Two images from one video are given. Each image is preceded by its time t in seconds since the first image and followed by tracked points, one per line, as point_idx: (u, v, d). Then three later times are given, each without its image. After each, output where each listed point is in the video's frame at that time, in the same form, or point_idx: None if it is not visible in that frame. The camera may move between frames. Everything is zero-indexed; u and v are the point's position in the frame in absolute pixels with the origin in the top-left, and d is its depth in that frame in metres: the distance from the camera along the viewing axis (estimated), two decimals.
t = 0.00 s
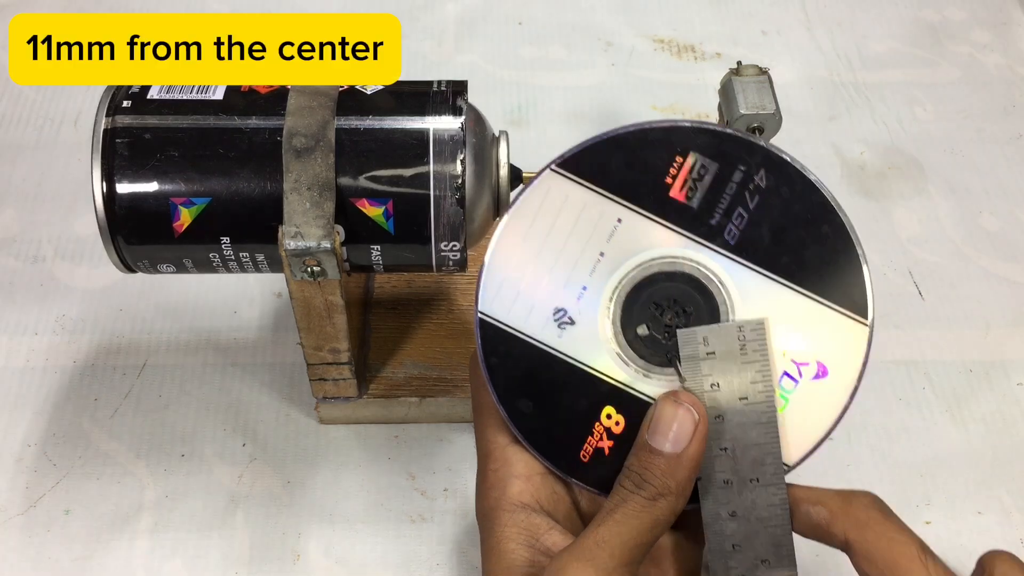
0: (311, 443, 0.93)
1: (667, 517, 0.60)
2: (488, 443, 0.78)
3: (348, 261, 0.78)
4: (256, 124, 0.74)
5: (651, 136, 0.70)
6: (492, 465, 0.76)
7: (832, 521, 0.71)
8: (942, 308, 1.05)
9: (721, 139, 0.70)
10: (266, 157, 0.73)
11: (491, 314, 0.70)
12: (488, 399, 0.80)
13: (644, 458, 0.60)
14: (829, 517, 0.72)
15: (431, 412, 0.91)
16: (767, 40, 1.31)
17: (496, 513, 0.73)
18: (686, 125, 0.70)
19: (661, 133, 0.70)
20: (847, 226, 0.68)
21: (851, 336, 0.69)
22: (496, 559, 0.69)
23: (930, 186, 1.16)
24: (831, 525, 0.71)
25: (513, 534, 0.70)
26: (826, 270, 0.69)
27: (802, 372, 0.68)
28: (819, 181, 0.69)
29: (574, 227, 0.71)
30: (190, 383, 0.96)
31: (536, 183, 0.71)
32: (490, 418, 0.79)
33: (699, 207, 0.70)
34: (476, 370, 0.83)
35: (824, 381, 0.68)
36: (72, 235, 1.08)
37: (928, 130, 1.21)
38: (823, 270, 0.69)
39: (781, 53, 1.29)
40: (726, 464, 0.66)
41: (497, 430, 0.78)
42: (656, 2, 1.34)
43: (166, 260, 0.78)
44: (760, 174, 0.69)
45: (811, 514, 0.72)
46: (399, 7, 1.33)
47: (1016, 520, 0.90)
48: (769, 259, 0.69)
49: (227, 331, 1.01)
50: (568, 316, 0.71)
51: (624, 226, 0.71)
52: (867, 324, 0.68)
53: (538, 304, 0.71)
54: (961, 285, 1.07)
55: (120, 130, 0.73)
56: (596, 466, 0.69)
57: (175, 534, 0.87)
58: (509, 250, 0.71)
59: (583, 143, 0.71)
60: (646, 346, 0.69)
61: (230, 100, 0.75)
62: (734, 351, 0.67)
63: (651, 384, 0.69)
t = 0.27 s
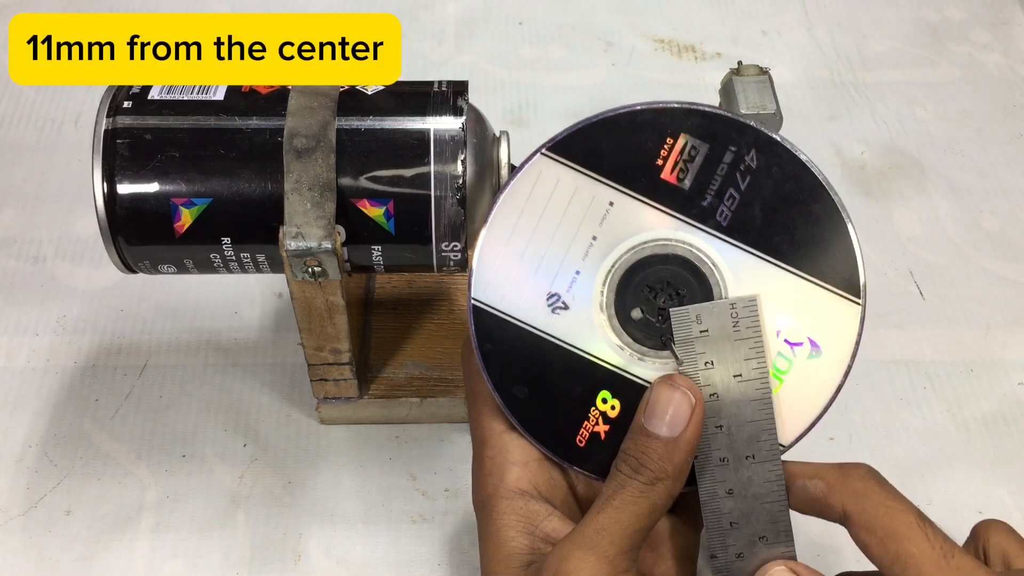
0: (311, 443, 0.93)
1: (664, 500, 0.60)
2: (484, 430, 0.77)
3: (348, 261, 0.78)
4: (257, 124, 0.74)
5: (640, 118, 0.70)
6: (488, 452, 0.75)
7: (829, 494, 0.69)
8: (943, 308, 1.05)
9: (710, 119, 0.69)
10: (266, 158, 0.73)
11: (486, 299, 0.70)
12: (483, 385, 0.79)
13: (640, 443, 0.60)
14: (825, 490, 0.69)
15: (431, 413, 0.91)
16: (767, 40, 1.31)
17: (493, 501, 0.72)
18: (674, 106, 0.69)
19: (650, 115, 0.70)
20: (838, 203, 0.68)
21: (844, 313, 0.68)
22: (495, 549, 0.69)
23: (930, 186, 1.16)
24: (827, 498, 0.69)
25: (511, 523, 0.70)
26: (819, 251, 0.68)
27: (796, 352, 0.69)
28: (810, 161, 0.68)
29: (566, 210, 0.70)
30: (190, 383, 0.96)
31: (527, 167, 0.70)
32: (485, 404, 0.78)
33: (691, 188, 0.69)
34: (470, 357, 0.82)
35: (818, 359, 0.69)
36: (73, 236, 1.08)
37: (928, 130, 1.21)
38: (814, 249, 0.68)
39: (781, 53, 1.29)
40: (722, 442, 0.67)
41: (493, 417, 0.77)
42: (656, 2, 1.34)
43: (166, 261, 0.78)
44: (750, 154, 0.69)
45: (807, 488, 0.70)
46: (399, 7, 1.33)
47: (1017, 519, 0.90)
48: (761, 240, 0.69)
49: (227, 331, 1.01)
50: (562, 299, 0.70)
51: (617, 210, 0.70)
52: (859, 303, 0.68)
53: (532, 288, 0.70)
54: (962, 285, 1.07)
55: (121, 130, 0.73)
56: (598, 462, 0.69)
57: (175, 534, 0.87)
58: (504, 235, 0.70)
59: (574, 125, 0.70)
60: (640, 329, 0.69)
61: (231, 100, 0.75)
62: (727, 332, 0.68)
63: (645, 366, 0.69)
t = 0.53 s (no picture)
0: (312, 444, 0.93)
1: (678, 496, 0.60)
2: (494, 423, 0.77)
3: (349, 262, 0.79)
4: (257, 124, 0.74)
5: (658, 111, 0.70)
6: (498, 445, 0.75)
7: (841, 492, 0.69)
8: (944, 308, 1.05)
9: (727, 113, 0.69)
10: (267, 158, 0.73)
11: (500, 291, 0.70)
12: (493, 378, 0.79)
13: (652, 439, 0.60)
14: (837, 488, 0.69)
15: (432, 413, 0.91)
16: (768, 40, 1.31)
17: (504, 494, 0.72)
18: (693, 99, 0.69)
19: (668, 108, 0.70)
20: (853, 203, 0.68)
21: (857, 309, 0.68)
22: (506, 544, 0.68)
23: (931, 186, 1.16)
24: (838, 496, 0.69)
25: (522, 517, 0.69)
26: (832, 250, 0.69)
27: (808, 348, 0.69)
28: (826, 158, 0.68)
29: (582, 203, 0.70)
30: (191, 384, 0.96)
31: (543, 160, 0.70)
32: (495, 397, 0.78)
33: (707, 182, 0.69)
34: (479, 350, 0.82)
35: (830, 356, 0.69)
36: (73, 236, 1.08)
37: (929, 130, 1.21)
38: (824, 248, 0.69)
39: (782, 53, 1.29)
40: (734, 439, 0.67)
41: (502, 409, 0.77)
42: (656, 2, 1.34)
43: (167, 261, 0.78)
44: (767, 149, 0.69)
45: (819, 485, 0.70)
46: (400, 7, 1.33)
47: (1019, 520, 0.90)
48: (775, 236, 0.69)
49: (228, 331, 1.01)
50: (575, 291, 0.70)
51: (632, 202, 0.70)
52: (873, 301, 0.68)
53: (546, 281, 0.70)
54: (962, 285, 1.07)
55: (122, 130, 0.73)
56: (599, 461, 0.69)
57: (176, 535, 0.87)
58: (518, 229, 0.70)
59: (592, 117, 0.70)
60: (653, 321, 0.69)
61: (231, 101, 0.75)
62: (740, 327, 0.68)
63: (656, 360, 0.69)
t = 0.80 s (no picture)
0: (310, 443, 0.93)
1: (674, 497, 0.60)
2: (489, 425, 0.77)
3: (347, 261, 0.79)
4: (255, 124, 0.74)
5: (654, 111, 0.70)
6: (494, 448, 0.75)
7: (839, 493, 0.69)
8: (942, 308, 1.05)
9: (724, 112, 0.69)
10: (265, 157, 0.73)
11: (497, 291, 0.70)
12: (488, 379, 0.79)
13: (648, 441, 0.60)
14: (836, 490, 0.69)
15: (430, 413, 0.91)
16: (767, 40, 1.31)
17: (499, 497, 0.72)
18: (689, 98, 0.69)
19: (665, 107, 0.70)
20: (851, 202, 0.68)
21: (855, 308, 0.68)
22: (502, 547, 0.68)
23: (929, 186, 1.16)
24: (837, 497, 0.69)
25: (518, 520, 0.69)
26: (831, 250, 0.69)
27: (806, 348, 0.69)
28: (823, 156, 0.68)
29: (578, 203, 0.71)
30: (189, 383, 0.96)
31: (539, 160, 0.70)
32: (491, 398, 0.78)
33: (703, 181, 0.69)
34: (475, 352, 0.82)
35: (828, 355, 0.69)
36: (71, 235, 1.08)
37: (927, 130, 1.21)
38: (822, 249, 0.69)
39: (781, 53, 1.29)
40: (731, 439, 0.67)
41: (498, 410, 0.77)
42: (655, 2, 1.34)
43: (164, 260, 0.78)
44: (763, 148, 0.68)
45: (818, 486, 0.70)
46: (399, 7, 1.33)
47: (1017, 520, 0.90)
48: (773, 236, 0.69)
49: (226, 330, 1.01)
50: (571, 292, 0.70)
51: (628, 202, 0.70)
52: (870, 300, 0.68)
53: (541, 281, 0.70)
54: (961, 286, 1.07)
55: (120, 129, 0.73)
56: (596, 461, 0.69)
57: (174, 534, 0.87)
58: (514, 228, 0.70)
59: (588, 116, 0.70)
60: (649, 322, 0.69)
61: (229, 100, 0.75)
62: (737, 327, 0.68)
63: (652, 360, 0.69)
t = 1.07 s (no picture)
0: (311, 444, 0.93)
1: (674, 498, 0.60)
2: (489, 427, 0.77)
3: (349, 262, 0.79)
4: (257, 124, 0.74)
5: (652, 111, 0.69)
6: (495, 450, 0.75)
7: (840, 492, 0.69)
8: (943, 308, 1.05)
9: (722, 112, 0.69)
10: (267, 158, 0.73)
11: (496, 292, 0.70)
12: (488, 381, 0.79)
13: (648, 442, 0.60)
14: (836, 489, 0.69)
15: (432, 413, 0.91)
16: (768, 40, 1.31)
17: (500, 499, 0.72)
18: (686, 98, 0.69)
19: (663, 107, 0.69)
20: (851, 202, 0.68)
21: (854, 307, 0.68)
22: (504, 549, 0.68)
23: (930, 186, 1.16)
24: (837, 496, 0.69)
25: (519, 522, 0.69)
26: (832, 251, 0.69)
27: (805, 348, 0.69)
28: (821, 155, 0.68)
29: (577, 205, 0.71)
30: (190, 383, 0.96)
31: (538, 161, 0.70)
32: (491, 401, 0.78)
33: (702, 182, 0.69)
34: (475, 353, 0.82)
35: (827, 355, 0.69)
36: (73, 236, 1.08)
37: (928, 130, 1.21)
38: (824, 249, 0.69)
39: (782, 53, 1.29)
40: (731, 439, 0.67)
41: (498, 412, 0.77)
42: (656, 2, 1.34)
43: (167, 261, 0.78)
44: (762, 147, 0.68)
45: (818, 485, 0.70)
46: (400, 7, 1.33)
47: (1019, 520, 0.90)
48: (772, 236, 0.69)
49: (228, 331, 1.01)
50: (570, 293, 0.70)
51: (627, 203, 0.70)
52: (868, 299, 0.68)
53: (540, 282, 0.71)
54: (962, 285, 1.07)
55: (122, 130, 0.73)
56: (598, 462, 0.69)
57: (176, 535, 0.87)
58: (513, 228, 0.70)
59: (585, 116, 0.70)
60: (649, 323, 0.69)
61: (231, 101, 0.75)
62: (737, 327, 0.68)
63: (653, 361, 0.69)
